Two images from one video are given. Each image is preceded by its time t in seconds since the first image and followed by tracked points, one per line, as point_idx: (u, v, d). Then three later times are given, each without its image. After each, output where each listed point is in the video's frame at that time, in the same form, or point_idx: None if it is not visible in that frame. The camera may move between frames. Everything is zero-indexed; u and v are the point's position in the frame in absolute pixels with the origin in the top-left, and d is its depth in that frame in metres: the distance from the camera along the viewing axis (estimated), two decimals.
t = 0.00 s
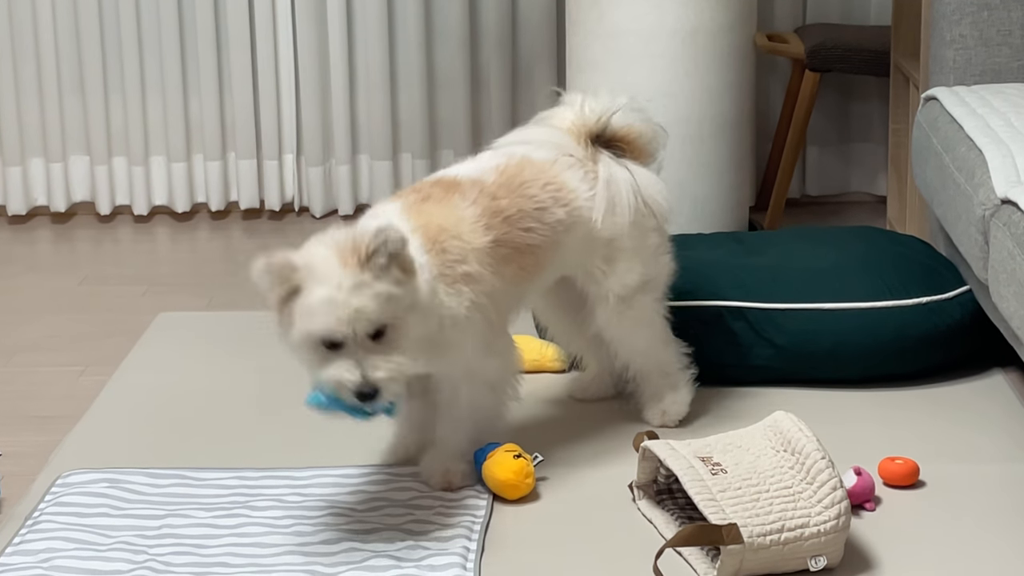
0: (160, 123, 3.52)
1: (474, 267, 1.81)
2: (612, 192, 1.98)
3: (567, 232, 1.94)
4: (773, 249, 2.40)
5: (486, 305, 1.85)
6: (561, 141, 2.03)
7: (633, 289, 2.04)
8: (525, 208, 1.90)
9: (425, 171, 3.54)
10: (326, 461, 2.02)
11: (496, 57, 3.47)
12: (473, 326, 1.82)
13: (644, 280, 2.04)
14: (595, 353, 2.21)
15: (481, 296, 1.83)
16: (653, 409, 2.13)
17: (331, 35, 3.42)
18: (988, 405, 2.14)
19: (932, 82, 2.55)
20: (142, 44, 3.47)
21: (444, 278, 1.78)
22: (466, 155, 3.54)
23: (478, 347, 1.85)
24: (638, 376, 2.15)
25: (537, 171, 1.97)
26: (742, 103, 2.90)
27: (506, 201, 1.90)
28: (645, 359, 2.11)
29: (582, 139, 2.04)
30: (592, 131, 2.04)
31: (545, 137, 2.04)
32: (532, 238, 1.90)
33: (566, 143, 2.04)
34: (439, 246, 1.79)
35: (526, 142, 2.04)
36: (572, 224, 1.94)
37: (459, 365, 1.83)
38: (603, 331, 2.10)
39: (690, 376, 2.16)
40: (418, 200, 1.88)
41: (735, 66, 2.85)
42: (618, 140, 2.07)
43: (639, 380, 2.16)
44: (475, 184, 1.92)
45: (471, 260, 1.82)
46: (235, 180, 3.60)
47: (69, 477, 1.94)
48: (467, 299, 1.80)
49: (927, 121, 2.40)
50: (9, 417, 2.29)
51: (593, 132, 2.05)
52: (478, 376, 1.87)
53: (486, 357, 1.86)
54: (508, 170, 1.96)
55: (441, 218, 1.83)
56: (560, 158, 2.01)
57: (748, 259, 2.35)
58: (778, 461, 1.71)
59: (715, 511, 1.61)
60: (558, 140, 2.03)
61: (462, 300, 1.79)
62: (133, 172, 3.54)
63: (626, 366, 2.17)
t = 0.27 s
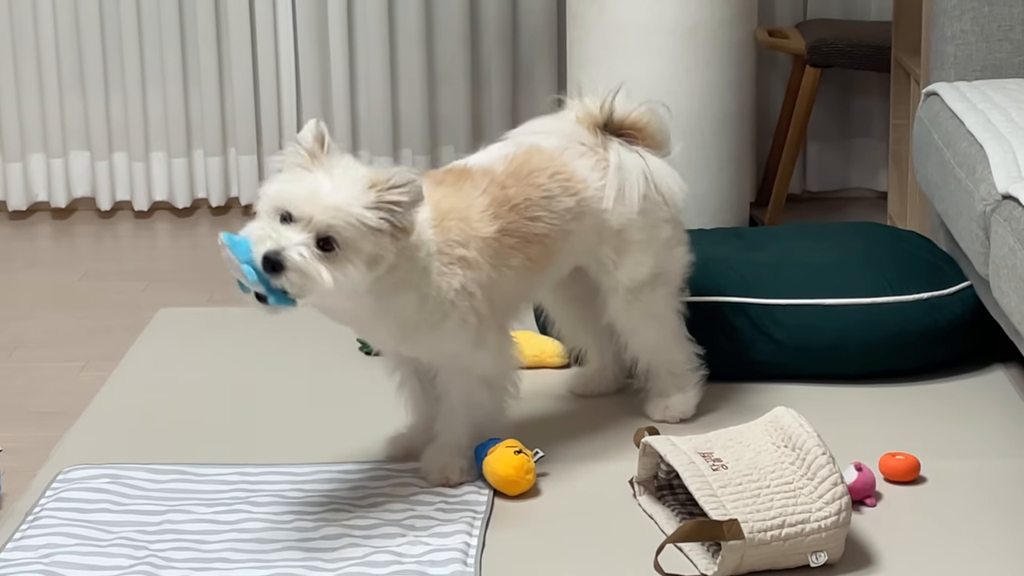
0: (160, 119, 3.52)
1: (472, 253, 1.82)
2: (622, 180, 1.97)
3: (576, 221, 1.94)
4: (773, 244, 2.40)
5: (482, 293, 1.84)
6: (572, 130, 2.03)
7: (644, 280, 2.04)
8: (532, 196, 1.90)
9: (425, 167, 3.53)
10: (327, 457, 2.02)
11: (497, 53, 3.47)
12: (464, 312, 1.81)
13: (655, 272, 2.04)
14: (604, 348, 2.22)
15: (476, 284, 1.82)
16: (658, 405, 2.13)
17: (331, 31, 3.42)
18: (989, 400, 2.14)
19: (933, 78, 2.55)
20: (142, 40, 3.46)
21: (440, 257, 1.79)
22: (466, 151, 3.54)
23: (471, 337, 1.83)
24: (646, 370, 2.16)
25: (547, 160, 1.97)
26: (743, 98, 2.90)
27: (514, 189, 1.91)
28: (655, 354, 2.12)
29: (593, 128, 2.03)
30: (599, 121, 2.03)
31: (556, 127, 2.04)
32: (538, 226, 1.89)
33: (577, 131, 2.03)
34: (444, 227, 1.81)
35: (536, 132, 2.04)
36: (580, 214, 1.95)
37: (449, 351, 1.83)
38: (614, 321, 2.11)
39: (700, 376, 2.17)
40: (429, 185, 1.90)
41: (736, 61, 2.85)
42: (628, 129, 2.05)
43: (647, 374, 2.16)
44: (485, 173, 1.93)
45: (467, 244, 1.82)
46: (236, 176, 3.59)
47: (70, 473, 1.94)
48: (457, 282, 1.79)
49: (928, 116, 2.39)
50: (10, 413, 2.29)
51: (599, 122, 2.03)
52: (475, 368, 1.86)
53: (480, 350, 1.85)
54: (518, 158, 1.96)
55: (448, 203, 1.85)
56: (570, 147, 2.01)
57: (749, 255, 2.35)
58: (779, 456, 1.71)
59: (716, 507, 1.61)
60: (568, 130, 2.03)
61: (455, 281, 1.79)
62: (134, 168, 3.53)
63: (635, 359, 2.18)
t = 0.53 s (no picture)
0: (161, 116, 3.52)
1: (484, 250, 1.83)
2: (632, 171, 1.98)
3: (587, 213, 1.95)
4: (773, 241, 2.40)
5: (490, 288, 1.85)
6: (579, 121, 2.04)
7: (656, 267, 2.05)
8: (544, 191, 1.91)
9: (426, 164, 3.54)
10: (328, 453, 2.02)
11: (498, 50, 3.47)
12: (470, 306, 1.82)
13: (665, 260, 2.06)
14: (608, 343, 2.23)
15: (483, 278, 1.83)
16: (660, 401, 2.13)
17: (332, 27, 3.42)
18: (990, 397, 2.14)
19: (934, 74, 2.55)
20: (143, 37, 3.46)
21: (450, 252, 1.81)
22: (467, 147, 3.54)
23: (475, 331, 1.84)
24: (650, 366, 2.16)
25: (557, 152, 1.98)
26: (743, 94, 2.90)
27: (528, 184, 1.91)
28: (660, 347, 2.12)
29: (595, 117, 2.04)
30: (600, 109, 2.05)
31: (564, 119, 2.04)
32: (552, 221, 1.91)
33: (583, 122, 2.04)
34: (455, 222, 1.83)
35: (545, 125, 2.05)
36: (592, 205, 1.96)
37: (450, 343, 1.84)
38: (622, 311, 2.12)
39: (702, 375, 2.17)
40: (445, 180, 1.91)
41: (736, 57, 2.85)
42: (631, 117, 2.07)
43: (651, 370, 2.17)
44: (497, 167, 1.94)
45: (478, 242, 1.83)
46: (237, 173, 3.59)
47: (71, 469, 1.94)
48: (465, 278, 1.81)
49: (928, 113, 2.40)
50: (12, 410, 2.29)
51: (601, 111, 2.05)
52: (476, 363, 1.87)
53: (483, 346, 1.85)
54: (529, 151, 1.97)
55: (462, 198, 1.86)
56: (578, 138, 2.02)
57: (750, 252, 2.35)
58: (780, 453, 1.72)
59: (717, 504, 1.62)
60: (575, 122, 2.04)
61: (462, 276, 1.80)
62: (135, 165, 3.54)
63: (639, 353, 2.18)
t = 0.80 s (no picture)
0: (162, 114, 3.52)
1: (491, 251, 1.84)
2: (643, 165, 1.99)
3: (600, 206, 1.96)
4: (775, 239, 2.41)
5: (495, 287, 1.85)
6: (590, 114, 2.03)
7: (665, 260, 2.05)
8: (559, 186, 1.91)
9: (427, 162, 3.54)
10: (329, 451, 2.03)
11: (498, 47, 3.47)
12: (473, 304, 1.83)
13: (675, 252, 2.06)
14: (612, 340, 2.23)
15: (489, 278, 1.84)
16: (661, 398, 2.13)
17: (333, 26, 3.42)
18: (990, 395, 2.14)
19: (935, 72, 2.55)
20: (144, 35, 3.47)
21: (456, 251, 1.82)
22: (468, 145, 3.54)
23: (478, 328, 1.84)
24: (653, 363, 2.17)
25: (571, 146, 1.98)
26: (744, 92, 2.90)
27: (543, 180, 1.91)
28: (665, 344, 2.12)
29: (603, 110, 2.04)
30: (608, 104, 2.04)
31: (576, 112, 2.03)
32: (567, 216, 1.91)
33: (592, 115, 2.04)
34: (465, 221, 1.83)
35: (558, 117, 2.04)
36: (604, 198, 1.96)
37: (451, 339, 1.85)
38: (630, 304, 2.12)
39: (703, 373, 2.17)
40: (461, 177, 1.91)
41: (737, 55, 2.85)
42: (637, 112, 2.06)
43: (654, 368, 2.17)
44: (513, 163, 1.93)
45: (486, 241, 1.83)
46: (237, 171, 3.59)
47: (73, 468, 1.94)
48: (469, 277, 1.81)
49: (929, 111, 2.40)
50: (13, 409, 2.29)
51: (609, 106, 2.05)
52: (478, 359, 1.87)
53: (486, 342, 1.86)
54: (543, 146, 1.97)
55: (475, 197, 1.86)
56: (590, 132, 2.02)
57: (751, 250, 2.35)
58: (781, 451, 1.72)
59: (718, 502, 1.62)
60: (586, 115, 2.03)
61: (467, 276, 1.81)
62: (135, 164, 3.54)
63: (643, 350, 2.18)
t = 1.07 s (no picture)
0: (162, 114, 3.52)
1: (486, 252, 1.83)
2: (652, 165, 1.99)
3: (607, 205, 1.96)
4: (776, 238, 2.41)
5: (491, 287, 1.85)
6: (597, 114, 2.03)
7: (672, 259, 2.06)
8: (565, 186, 1.91)
9: (427, 162, 3.53)
10: (329, 451, 2.03)
11: (498, 47, 3.47)
12: (467, 304, 1.83)
13: (683, 253, 2.07)
14: (614, 340, 2.23)
15: (484, 278, 1.84)
16: (663, 398, 2.13)
17: (333, 26, 3.42)
18: (991, 395, 2.14)
19: (935, 72, 2.55)
20: (144, 35, 3.47)
21: (447, 250, 1.82)
22: (468, 145, 3.54)
23: (475, 328, 1.85)
24: (656, 363, 2.17)
25: (577, 146, 1.97)
26: (745, 92, 2.90)
27: (547, 180, 1.91)
28: (668, 344, 2.12)
29: (608, 109, 2.04)
30: (612, 103, 2.05)
31: (582, 112, 2.03)
32: (572, 216, 1.91)
33: (600, 115, 2.03)
34: (458, 221, 1.84)
35: (566, 117, 2.03)
36: (611, 197, 1.96)
37: (449, 339, 1.86)
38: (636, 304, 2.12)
39: (705, 374, 2.17)
40: (464, 176, 1.91)
41: (738, 55, 2.85)
42: (642, 111, 2.07)
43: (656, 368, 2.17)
44: (519, 163, 1.93)
45: (481, 241, 1.83)
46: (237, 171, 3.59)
47: (73, 468, 1.94)
48: (463, 276, 1.81)
49: (929, 111, 2.40)
50: (13, 409, 2.29)
51: (613, 104, 2.05)
52: (477, 359, 1.87)
53: (484, 342, 1.86)
54: (549, 146, 1.96)
55: (474, 198, 1.86)
56: (597, 132, 2.01)
57: (752, 249, 2.35)
58: (782, 450, 1.72)
59: (719, 501, 1.62)
60: (591, 114, 2.03)
61: (459, 276, 1.81)
62: (136, 164, 3.54)
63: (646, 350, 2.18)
